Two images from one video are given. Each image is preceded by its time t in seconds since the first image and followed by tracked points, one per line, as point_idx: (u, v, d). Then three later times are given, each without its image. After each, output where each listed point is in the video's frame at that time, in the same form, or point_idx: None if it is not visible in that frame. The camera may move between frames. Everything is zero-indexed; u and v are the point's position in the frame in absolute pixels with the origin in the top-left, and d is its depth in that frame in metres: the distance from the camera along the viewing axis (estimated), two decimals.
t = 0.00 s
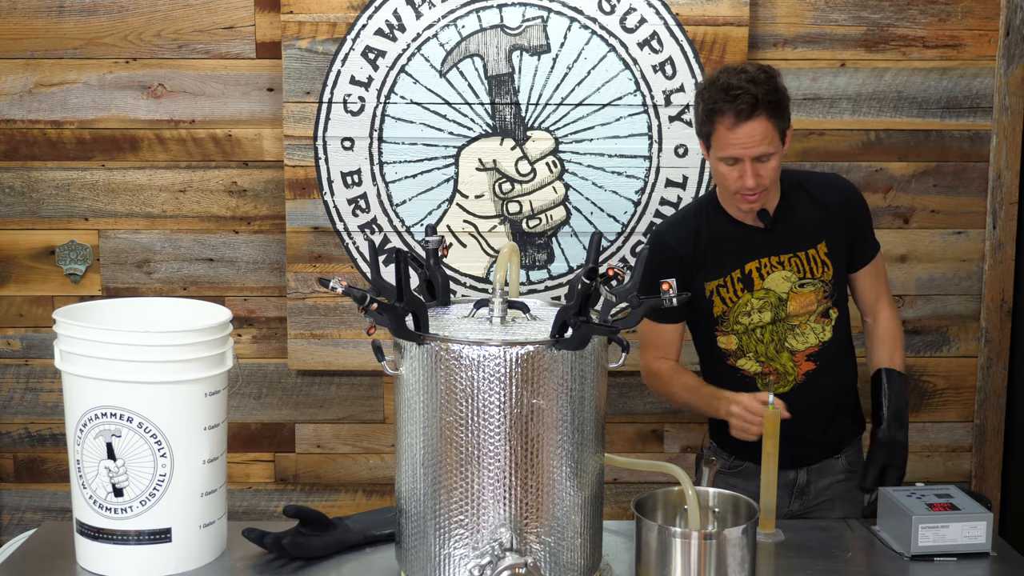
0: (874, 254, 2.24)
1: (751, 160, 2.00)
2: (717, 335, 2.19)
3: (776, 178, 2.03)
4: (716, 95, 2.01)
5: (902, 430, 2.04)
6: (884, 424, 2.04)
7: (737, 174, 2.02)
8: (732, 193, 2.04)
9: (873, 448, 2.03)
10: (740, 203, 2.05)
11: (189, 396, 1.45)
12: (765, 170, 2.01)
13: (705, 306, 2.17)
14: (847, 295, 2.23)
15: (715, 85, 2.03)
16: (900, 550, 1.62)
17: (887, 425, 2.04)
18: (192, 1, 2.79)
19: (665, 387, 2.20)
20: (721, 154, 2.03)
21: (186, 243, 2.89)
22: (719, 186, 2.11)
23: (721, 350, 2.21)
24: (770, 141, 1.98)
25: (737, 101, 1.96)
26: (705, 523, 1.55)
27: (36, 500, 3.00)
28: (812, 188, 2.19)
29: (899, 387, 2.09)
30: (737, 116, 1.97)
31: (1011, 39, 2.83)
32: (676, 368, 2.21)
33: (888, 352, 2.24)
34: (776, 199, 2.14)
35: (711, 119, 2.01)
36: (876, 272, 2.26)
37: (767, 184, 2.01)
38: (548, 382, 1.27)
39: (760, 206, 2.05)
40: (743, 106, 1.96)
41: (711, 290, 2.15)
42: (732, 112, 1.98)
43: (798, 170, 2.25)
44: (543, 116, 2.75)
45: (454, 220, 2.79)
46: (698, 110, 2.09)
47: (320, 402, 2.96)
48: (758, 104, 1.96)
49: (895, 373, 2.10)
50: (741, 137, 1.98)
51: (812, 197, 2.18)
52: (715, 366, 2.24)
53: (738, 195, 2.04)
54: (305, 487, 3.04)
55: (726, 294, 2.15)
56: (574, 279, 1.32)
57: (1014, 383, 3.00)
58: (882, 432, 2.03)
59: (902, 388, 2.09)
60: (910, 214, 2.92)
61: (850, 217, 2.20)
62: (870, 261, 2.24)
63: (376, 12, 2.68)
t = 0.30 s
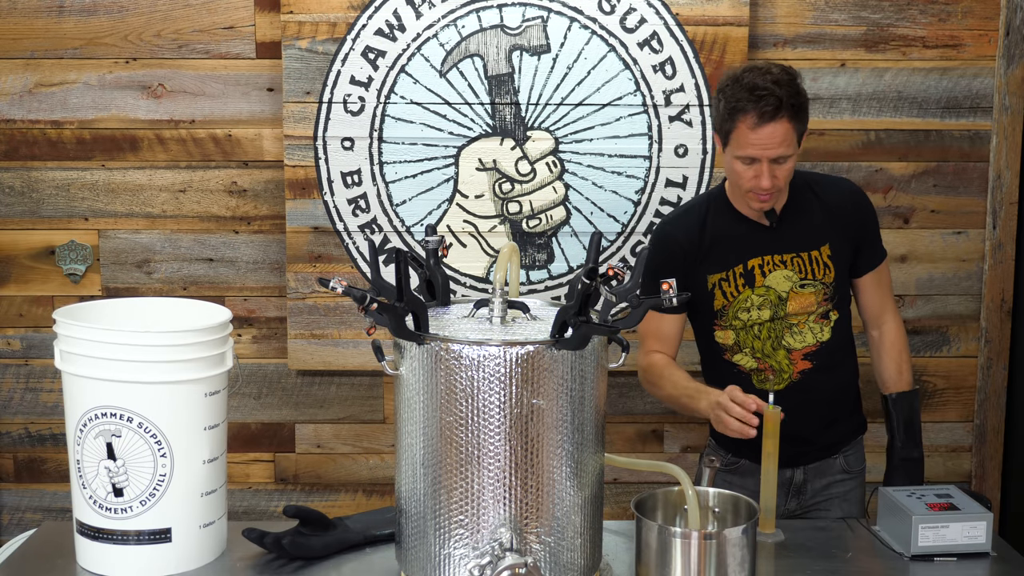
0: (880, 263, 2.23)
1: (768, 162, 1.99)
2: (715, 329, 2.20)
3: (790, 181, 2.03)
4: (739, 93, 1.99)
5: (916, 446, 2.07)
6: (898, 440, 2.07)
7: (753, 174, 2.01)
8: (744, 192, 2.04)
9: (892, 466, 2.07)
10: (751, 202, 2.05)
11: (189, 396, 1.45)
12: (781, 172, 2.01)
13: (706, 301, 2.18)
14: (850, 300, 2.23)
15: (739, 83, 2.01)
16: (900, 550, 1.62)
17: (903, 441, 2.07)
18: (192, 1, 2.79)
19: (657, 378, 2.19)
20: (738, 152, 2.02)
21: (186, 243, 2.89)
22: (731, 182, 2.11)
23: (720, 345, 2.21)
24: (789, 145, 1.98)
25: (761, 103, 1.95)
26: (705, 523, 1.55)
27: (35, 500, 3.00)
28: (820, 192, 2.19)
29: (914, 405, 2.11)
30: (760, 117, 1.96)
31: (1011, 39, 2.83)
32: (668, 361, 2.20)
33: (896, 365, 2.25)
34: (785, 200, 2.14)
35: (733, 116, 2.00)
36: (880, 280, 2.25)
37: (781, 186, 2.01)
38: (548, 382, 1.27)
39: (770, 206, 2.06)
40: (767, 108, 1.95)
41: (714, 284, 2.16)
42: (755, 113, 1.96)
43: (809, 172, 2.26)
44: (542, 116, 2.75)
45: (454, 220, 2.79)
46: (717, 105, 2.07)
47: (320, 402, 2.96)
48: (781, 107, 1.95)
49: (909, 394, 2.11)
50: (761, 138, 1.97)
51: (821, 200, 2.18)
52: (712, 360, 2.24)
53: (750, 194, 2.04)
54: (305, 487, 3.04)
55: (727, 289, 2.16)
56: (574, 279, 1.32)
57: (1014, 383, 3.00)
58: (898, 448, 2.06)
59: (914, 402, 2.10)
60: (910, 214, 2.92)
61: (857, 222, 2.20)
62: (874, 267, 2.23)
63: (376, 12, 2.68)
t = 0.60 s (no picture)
0: (887, 278, 2.24)
1: (805, 165, 1.97)
2: (721, 321, 2.19)
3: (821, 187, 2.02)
4: (786, 92, 1.96)
5: (901, 456, 2.03)
6: (885, 451, 2.03)
7: (786, 176, 1.99)
8: (774, 192, 2.02)
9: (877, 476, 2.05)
10: (779, 202, 2.04)
11: (189, 396, 1.45)
12: (815, 177, 1.99)
13: (718, 293, 2.16)
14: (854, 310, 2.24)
15: (786, 82, 1.97)
16: (900, 550, 1.62)
17: (888, 451, 2.03)
18: (191, 1, 2.78)
19: (669, 368, 2.16)
20: (775, 152, 1.99)
21: (186, 243, 2.89)
22: (761, 180, 2.09)
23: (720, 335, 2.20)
24: (827, 151, 1.96)
25: (807, 105, 1.92)
26: (705, 523, 1.55)
27: (36, 500, 3.00)
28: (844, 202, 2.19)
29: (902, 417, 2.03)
30: (804, 119, 1.93)
31: (1011, 39, 2.83)
32: (682, 350, 2.17)
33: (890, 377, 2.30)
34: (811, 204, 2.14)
35: (776, 115, 1.96)
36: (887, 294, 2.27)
37: (812, 192, 2.00)
38: (548, 382, 1.27)
39: (797, 210, 2.05)
40: (813, 112, 1.92)
41: (730, 277, 2.15)
42: (798, 115, 1.93)
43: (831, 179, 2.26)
44: (542, 116, 2.75)
45: (455, 220, 2.79)
46: (759, 101, 2.04)
47: (320, 402, 2.96)
48: (827, 112, 1.92)
49: (897, 405, 2.03)
50: (801, 141, 1.94)
51: (843, 210, 2.18)
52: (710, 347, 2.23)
53: (780, 194, 2.02)
54: (305, 487, 3.04)
55: (741, 284, 2.15)
56: (574, 279, 1.32)
57: (1014, 383, 3.00)
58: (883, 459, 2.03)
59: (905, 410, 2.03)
60: (910, 214, 2.92)
61: (873, 231, 2.20)
62: (883, 280, 2.24)
63: (376, 12, 2.68)
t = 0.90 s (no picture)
0: (898, 290, 2.22)
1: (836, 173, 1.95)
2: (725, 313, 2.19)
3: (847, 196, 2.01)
4: (830, 97, 1.92)
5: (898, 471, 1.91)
6: (881, 464, 1.91)
7: (815, 180, 1.97)
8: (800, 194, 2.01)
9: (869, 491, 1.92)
10: (803, 204, 2.03)
11: (189, 396, 1.45)
12: (843, 186, 1.97)
13: (727, 287, 2.16)
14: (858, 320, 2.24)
15: (831, 88, 1.94)
16: (900, 551, 1.62)
17: (885, 464, 1.91)
18: (191, 1, 2.78)
19: (675, 358, 2.16)
20: (807, 155, 1.97)
21: (186, 243, 2.89)
22: (788, 179, 2.07)
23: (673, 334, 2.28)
24: (860, 162, 1.94)
25: (848, 115, 1.89)
26: (705, 523, 1.55)
27: (35, 500, 3.00)
28: (864, 210, 2.16)
29: (901, 433, 1.91)
30: (843, 128, 1.90)
31: (1011, 39, 2.83)
32: (689, 341, 2.18)
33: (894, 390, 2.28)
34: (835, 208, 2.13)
35: (815, 118, 1.93)
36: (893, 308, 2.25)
37: (838, 200, 1.99)
38: (548, 382, 1.27)
39: (819, 214, 2.04)
40: (853, 123, 1.89)
41: (741, 271, 2.14)
42: (837, 123, 1.90)
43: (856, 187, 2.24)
44: (542, 116, 2.75)
45: (455, 220, 2.79)
46: (800, 100, 2.00)
47: (320, 402, 2.96)
48: (868, 124, 1.90)
49: (898, 420, 1.91)
50: (837, 148, 1.92)
51: (862, 217, 2.16)
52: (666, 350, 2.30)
53: (806, 197, 2.01)
54: (305, 487, 3.04)
55: (750, 279, 2.15)
56: (573, 279, 1.32)
57: (1014, 383, 3.00)
58: (878, 471, 1.91)
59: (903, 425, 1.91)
60: (910, 214, 2.92)
61: (890, 242, 2.17)
62: (894, 293, 2.23)
63: (376, 12, 2.68)
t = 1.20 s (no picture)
0: (905, 294, 2.22)
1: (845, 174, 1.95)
2: (727, 311, 2.19)
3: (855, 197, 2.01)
4: (841, 97, 1.92)
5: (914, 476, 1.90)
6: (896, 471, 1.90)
7: (824, 181, 1.97)
8: (807, 194, 2.01)
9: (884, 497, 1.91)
10: (809, 205, 2.03)
11: (188, 396, 1.45)
12: (851, 187, 1.97)
13: (730, 284, 2.17)
14: (860, 322, 2.24)
15: (843, 88, 1.94)
16: (900, 551, 1.62)
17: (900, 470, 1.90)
18: (191, 1, 2.78)
19: (676, 355, 2.16)
20: (816, 156, 1.96)
21: (186, 243, 2.89)
22: (795, 179, 2.06)
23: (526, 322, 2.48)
24: (869, 163, 1.94)
25: (859, 116, 1.89)
26: (705, 523, 1.55)
27: (35, 500, 3.00)
28: (870, 211, 2.16)
29: (915, 437, 1.90)
30: (854, 128, 1.90)
31: (1011, 39, 2.83)
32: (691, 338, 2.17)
33: (905, 393, 2.25)
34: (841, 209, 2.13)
35: (826, 118, 1.93)
36: (899, 311, 2.24)
37: (846, 201, 1.99)
38: (548, 382, 1.27)
39: (825, 215, 2.04)
40: (864, 124, 1.89)
41: (744, 269, 2.14)
42: (848, 123, 1.90)
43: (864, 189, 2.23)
44: (542, 116, 2.75)
45: (454, 220, 2.79)
46: (810, 100, 2.00)
47: (320, 402, 2.96)
48: (878, 125, 1.90)
49: (911, 424, 1.90)
50: (847, 149, 1.92)
51: (868, 218, 2.16)
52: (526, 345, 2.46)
53: (813, 198, 2.00)
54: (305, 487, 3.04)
55: (753, 278, 2.15)
56: (573, 279, 1.32)
57: (1014, 383, 3.00)
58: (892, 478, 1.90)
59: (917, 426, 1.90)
60: (909, 215, 2.92)
61: (895, 244, 2.17)
62: (899, 297, 2.22)
63: (376, 12, 2.68)
